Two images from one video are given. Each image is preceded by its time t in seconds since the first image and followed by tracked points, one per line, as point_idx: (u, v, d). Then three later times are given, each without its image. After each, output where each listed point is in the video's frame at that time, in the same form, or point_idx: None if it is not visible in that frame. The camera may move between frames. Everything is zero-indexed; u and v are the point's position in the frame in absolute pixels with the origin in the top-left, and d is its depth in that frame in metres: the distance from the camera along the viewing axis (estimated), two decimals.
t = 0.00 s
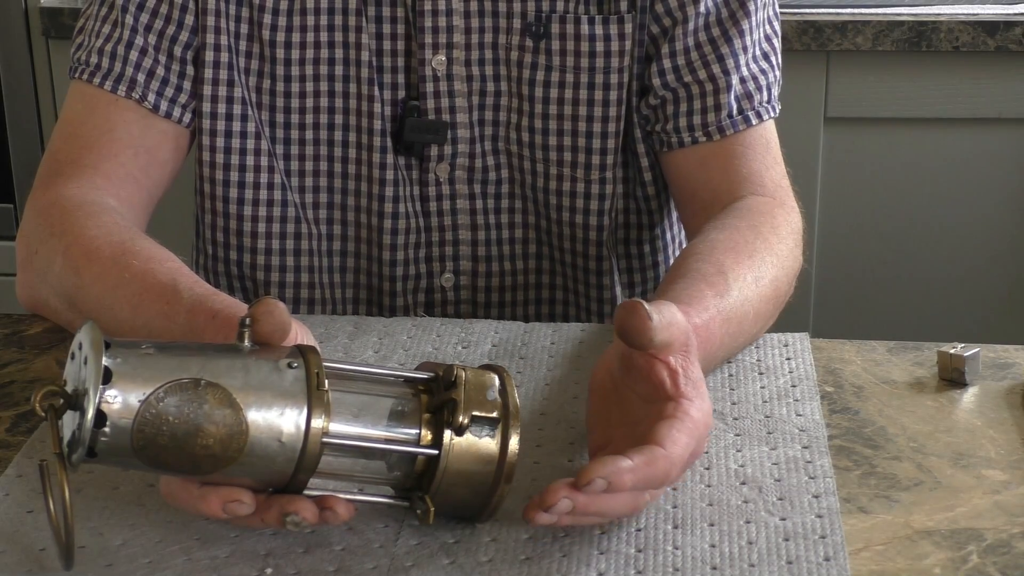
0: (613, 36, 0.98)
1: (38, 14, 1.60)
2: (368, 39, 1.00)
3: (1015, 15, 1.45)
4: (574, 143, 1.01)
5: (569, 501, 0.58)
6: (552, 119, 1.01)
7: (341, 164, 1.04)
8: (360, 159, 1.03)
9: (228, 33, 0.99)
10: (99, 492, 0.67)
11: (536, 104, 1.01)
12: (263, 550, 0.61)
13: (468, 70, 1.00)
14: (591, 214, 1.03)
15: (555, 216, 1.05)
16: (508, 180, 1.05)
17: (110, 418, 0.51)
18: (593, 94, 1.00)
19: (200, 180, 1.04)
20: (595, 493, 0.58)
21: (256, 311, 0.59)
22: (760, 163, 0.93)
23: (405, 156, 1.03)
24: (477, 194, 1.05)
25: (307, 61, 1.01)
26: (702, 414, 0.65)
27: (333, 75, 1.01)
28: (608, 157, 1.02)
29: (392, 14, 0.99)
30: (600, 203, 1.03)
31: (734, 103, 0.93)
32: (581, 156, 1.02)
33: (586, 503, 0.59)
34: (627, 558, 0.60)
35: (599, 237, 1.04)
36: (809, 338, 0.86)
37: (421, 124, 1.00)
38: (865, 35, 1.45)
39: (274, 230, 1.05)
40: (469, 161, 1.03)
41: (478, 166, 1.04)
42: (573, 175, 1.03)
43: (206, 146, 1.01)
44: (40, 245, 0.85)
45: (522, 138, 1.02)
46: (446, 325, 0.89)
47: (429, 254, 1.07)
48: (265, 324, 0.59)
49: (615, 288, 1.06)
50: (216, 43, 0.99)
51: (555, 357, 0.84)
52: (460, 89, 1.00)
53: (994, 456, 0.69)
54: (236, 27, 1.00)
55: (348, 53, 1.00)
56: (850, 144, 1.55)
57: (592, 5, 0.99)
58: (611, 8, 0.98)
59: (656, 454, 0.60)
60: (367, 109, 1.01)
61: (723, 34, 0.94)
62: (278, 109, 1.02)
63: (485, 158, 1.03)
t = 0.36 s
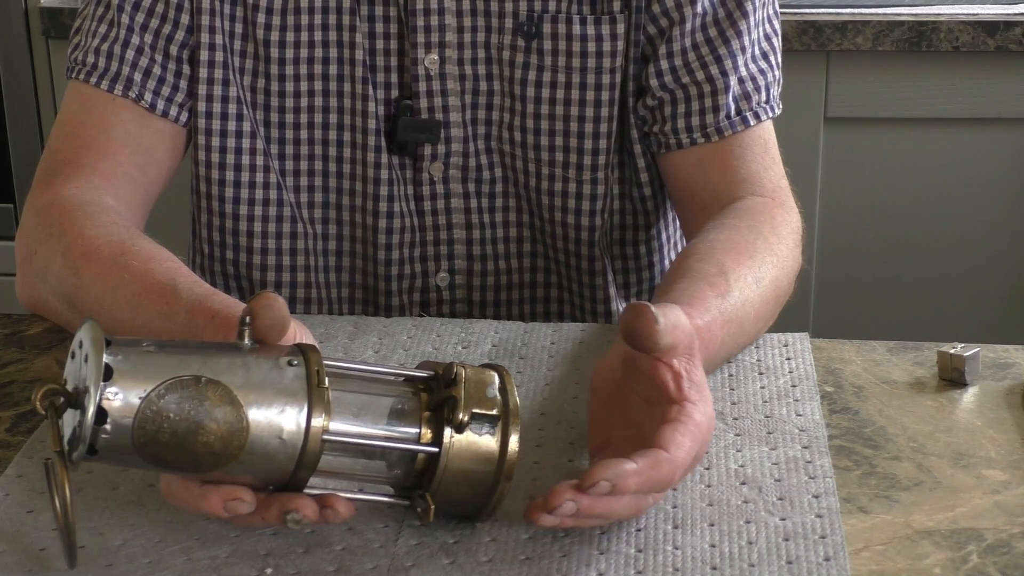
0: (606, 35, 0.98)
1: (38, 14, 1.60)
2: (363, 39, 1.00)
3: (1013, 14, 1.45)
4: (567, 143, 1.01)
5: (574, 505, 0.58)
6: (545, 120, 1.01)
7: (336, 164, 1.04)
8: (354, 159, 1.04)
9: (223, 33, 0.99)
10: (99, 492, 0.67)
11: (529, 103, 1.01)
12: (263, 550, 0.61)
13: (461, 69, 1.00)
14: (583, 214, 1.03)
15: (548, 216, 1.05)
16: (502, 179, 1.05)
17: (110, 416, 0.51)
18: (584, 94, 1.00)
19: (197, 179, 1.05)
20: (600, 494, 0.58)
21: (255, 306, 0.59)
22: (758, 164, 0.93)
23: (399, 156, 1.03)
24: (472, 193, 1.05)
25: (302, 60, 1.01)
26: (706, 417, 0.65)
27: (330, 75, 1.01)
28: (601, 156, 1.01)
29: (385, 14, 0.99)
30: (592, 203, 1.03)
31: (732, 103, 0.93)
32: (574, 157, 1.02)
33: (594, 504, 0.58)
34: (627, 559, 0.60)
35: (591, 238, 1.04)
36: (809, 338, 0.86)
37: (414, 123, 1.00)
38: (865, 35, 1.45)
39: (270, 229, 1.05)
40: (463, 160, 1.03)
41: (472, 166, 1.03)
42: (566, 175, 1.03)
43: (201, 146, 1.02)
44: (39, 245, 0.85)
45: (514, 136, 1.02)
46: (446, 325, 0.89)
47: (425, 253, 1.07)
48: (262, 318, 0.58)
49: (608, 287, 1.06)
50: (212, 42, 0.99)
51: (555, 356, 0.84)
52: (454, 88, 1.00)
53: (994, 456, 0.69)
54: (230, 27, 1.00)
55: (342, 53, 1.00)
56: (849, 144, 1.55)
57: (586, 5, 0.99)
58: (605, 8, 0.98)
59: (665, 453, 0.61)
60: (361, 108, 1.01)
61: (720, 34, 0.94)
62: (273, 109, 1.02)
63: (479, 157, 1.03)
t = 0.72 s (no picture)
0: (606, 37, 0.98)
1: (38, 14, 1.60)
2: (364, 40, 1.00)
3: (1014, 15, 1.45)
4: (569, 144, 1.01)
5: (498, 506, 0.59)
6: (546, 120, 1.01)
7: (337, 165, 1.04)
8: (355, 160, 1.04)
9: (224, 34, 0.99)
10: (99, 492, 0.67)
11: (531, 104, 1.01)
12: (263, 550, 0.61)
13: (462, 70, 1.00)
14: (584, 215, 1.03)
15: (550, 217, 1.05)
16: (503, 180, 1.05)
17: (110, 417, 0.51)
18: (585, 95, 1.00)
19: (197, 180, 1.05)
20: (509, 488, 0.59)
21: (256, 308, 0.59)
22: (758, 164, 0.93)
23: (399, 156, 1.03)
24: (472, 194, 1.05)
25: (302, 61, 1.01)
26: (599, 375, 0.65)
27: (330, 75, 1.01)
28: (602, 157, 1.02)
29: (386, 15, 1.00)
30: (594, 203, 1.03)
31: (732, 104, 0.93)
32: (576, 157, 1.02)
33: (515, 498, 0.59)
34: (627, 558, 0.60)
35: (593, 238, 1.04)
36: (809, 338, 0.86)
37: (416, 124, 1.00)
38: (865, 35, 1.45)
39: (271, 230, 1.05)
40: (464, 161, 1.03)
41: (472, 167, 1.03)
42: (569, 176, 1.03)
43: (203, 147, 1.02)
44: (39, 245, 0.85)
45: (515, 138, 1.02)
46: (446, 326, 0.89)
47: (425, 254, 1.07)
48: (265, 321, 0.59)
49: (609, 289, 1.06)
50: (213, 43, 0.99)
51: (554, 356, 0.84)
52: (455, 89, 1.00)
53: (995, 456, 0.69)
54: (231, 28, 1.00)
55: (343, 54, 1.00)
56: (850, 145, 1.55)
57: (587, 6, 0.99)
58: (605, 10, 0.99)
59: (556, 421, 0.60)
60: (362, 109, 1.01)
61: (721, 35, 0.94)
62: (273, 109, 1.02)
63: (479, 158, 1.03)
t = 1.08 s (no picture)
0: (608, 37, 0.98)
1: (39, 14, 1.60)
2: (365, 40, 1.00)
3: (1014, 14, 1.44)
4: (571, 144, 1.01)
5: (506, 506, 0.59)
6: (548, 119, 1.01)
7: (338, 164, 1.04)
8: (357, 159, 1.04)
9: (225, 33, 0.99)
10: (99, 492, 0.67)
11: (533, 104, 1.01)
12: (263, 550, 0.61)
13: (464, 70, 1.00)
14: (585, 215, 1.03)
15: (552, 217, 1.05)
16: (504, 179, 1.05)
17: (110, 418, 0.51)
18: (586, 95, 1.00)
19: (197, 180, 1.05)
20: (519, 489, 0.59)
21: (256, 311, 0.59)
22: (758, 163, 0.93)
23: (400, 155, 1.03)
24: (473, 194, 1.05)
25: (303, 61, 1.01)
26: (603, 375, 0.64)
27: (330, 75, 1.01)
28: (603, 156, 1.02)
29: (388, 14, 1.00)
30: (595, 204, 1.03)
31: (733, 103, 0.93)
32: (577, 157, 1.02)
33: (523, 498, 0.59)
34: (627, 559, 0.60)
35: (594, 237, 1.04)
36: (809, 338, 0.86)
37: (416, 123, 1.00)
38: (865, 36, 1.45)
39: (272, 230, 1.05)
40: (465, 161, 1.03)
41: (474, 166, 1.03)
42: (570, 176, 1.03)
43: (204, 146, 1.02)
44: (40, 245, 0.85)
45: (516, 137, 1.02)
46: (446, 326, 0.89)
47: (425, 253, 1.07)
48: (267, 326, 0.58)
49: (611, 288, 1.06)
50: (214, 43, 0.99)
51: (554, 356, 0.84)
52: (456, 89, 1.00)
53: (995, 456, 0.69)
54: (232, 27, 1.00)
55: (344, 54, 1.00)
56: (850, 145, 1.55)
57: (589, 5, 0.99)
58: (607, 10, 0.98)
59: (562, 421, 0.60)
60: (364, 109, 1.02)
61: (722, 35, 0.94)
62: (274, 108, 1.02)
63: (481, 158, 1.03)
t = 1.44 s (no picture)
0: (610, 33, 0.98)
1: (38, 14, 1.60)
2: (365, 38, 1.00)
3: (1014, 14, 1.44)
4: (570, 143, 1.01)
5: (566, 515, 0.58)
6: (547, 118, 1.01)
7: (337, 163, 1.04)
8: (356, 158, 1.04)
9: (224, 32, 0.99)
10: (99, 492, 0.67)
11: (532, 102, 1.01)
12: (263, 550, 0.61)
13: (463, 68, 1.00)
14: (586, 212, 1.03)
15: (552, 216, 1.05)
16: (504, 177, 1.05)
17: (110, 418, 0.51)
18: (587, 92, 1.00)
19: (197, 180, 1.05)
20: (588, 503, 0.58)
21: (256, 311, 0.59)
22: (758, 162, 0.93)
23: (401, 153, 1.03)
24: (473, 192, 1.05)
25: (302, 60, 1.01)
26: (679, 399, 0.65)
27: (330, 74, 1.01)
28: (602, 155, 1.02)
29: (388, 12, 1.00)
30: (596, 202, 1.03)
31: (732, 103, 0.93)
32: (577, 156, 1.02)
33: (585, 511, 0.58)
34: (627, 559, 0.60)
35: (594, 236, 1.04)
36: (809, 338, 0.86)
37: (416, 121, 1.00)
38: (865, 35, 1.45)
39: (271, 229, 1.05)
40: (465, 158, 1.03)
41: (474, 164, 1.03)
42: (570, 175, 1.03)
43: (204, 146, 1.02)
44: (39, 245, 0.85)
45: (516, 135, 1.02)
46: (446, 325, 0.89)
47: (425, 252, 1.07)
48: (267, 328, 0.58)
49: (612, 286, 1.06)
50: (214, 42, 0.99)
51: (554, 356, 0.84)
52: (456, 87, 1.00)
53: (995, 456, 0.69)
54: (231, 26, 1.00)
55: (344, 52, 1.00)
56: (850, 144, 1.55)
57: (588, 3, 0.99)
58: (607, 7, 0.98)
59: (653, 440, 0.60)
60: (363, 108, 1.01)
61: (721, 33, 0.94)
62: (273, 108, 1.02)
63: (481, 155, 1.03)
